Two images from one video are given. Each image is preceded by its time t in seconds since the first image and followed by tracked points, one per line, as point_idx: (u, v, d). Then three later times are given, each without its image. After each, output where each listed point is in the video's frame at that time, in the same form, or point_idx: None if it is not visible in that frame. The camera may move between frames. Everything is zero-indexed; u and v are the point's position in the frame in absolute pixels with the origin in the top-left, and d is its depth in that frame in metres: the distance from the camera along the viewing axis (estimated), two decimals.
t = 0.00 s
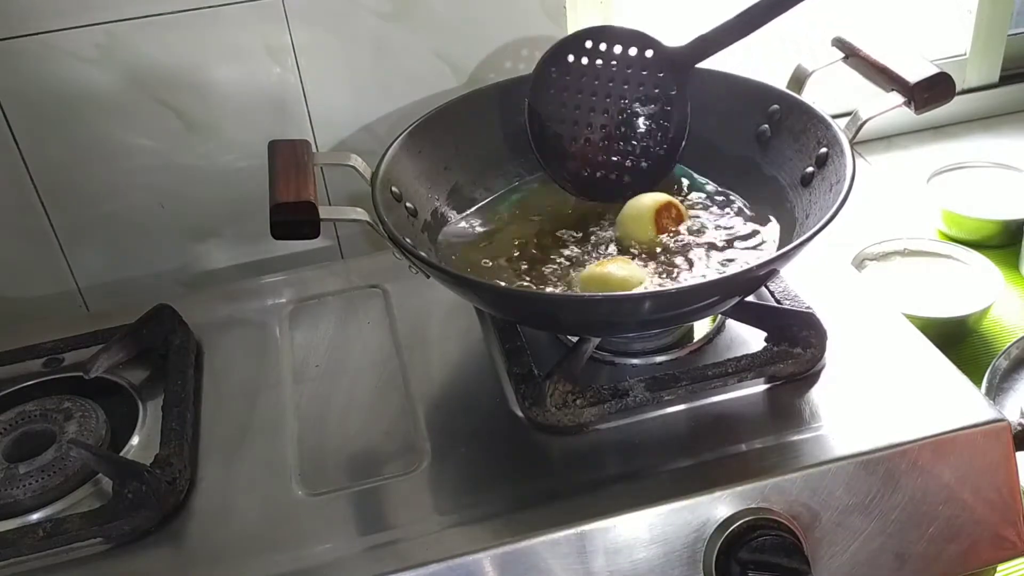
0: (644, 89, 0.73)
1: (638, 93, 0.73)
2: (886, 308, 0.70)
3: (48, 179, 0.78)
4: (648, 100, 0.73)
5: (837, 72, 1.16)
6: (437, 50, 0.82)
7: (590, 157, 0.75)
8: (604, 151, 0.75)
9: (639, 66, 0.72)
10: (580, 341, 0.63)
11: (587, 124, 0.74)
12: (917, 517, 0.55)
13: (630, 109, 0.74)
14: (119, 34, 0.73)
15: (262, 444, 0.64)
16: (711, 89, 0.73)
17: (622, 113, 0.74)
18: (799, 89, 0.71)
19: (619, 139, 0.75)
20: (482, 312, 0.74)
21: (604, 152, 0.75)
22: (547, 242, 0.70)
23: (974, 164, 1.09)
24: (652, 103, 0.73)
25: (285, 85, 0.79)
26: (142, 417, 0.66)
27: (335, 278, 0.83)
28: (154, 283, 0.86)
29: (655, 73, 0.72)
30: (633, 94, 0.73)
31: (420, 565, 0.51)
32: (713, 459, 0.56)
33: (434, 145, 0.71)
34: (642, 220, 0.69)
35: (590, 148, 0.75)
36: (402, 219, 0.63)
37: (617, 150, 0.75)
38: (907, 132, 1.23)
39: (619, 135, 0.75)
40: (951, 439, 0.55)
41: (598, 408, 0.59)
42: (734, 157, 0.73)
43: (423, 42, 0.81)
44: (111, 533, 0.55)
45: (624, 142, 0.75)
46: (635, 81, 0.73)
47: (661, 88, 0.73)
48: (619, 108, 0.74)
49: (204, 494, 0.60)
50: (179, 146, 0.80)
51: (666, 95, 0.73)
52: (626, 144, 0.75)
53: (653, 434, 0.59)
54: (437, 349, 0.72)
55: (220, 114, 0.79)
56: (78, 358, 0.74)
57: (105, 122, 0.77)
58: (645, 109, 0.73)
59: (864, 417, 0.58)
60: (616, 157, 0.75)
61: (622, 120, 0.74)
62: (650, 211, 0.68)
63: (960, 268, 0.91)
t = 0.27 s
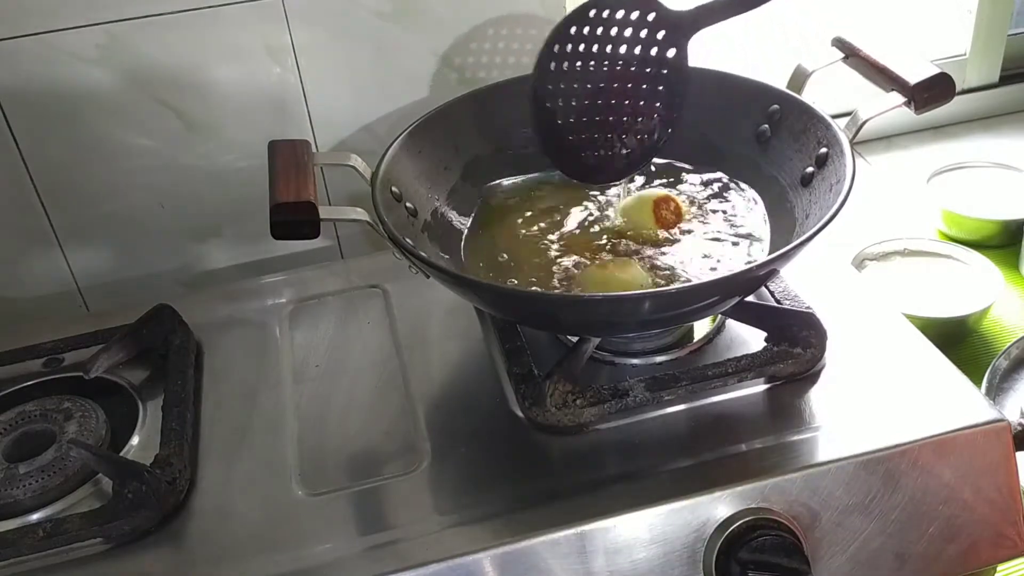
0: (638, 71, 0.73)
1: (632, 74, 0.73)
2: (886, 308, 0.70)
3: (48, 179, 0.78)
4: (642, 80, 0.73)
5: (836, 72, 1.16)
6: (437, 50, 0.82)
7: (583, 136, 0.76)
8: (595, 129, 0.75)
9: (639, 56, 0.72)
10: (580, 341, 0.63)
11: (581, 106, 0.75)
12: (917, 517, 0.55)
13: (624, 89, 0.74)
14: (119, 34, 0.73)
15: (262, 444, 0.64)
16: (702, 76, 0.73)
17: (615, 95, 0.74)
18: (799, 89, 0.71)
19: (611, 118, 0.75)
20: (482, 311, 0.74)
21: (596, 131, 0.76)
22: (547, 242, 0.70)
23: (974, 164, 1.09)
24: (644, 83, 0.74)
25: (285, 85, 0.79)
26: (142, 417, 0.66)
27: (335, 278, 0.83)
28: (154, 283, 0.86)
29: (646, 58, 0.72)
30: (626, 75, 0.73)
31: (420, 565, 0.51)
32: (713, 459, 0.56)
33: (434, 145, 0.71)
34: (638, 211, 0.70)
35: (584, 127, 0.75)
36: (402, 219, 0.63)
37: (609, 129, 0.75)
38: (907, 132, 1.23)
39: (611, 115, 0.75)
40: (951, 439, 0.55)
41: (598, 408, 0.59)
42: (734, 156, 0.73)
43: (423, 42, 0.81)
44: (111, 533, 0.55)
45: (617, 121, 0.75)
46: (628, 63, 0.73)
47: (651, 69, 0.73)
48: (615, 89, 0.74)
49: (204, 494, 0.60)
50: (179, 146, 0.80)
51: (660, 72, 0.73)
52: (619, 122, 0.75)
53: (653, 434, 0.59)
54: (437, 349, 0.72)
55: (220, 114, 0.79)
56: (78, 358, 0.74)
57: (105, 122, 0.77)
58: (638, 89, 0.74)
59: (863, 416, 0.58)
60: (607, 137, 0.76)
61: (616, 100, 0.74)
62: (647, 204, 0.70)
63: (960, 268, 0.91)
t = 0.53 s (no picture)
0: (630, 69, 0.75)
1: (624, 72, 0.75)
2: (886, 308, 0.70)
3: (48, 179, 0.78)
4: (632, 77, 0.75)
5: (836, 72, 1.16)
6: (437, 50, 0.82)
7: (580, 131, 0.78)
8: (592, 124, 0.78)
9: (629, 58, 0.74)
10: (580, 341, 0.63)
11: (574, 103, 0.77)
12: (917, 517, 0.55)
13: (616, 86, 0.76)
14: (119, 35, 0.73)
15: (262, 445, 0.64)
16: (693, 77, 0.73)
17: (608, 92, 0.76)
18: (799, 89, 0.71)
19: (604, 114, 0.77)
20: (482, 311, 0.74)
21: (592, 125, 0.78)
22: (546, 241, 0.70)
23: (974, 164, 1.09)
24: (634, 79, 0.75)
25: (285, 85, 0.79)
26: (142, 417, 0.66)
27: (335, 278, 0.83)
28: (154, 284, 0.86)
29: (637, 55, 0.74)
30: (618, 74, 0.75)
31: (420, 565, 0.51)
32: (713, 459, 0.56)
33: (434, 145, 0.71)
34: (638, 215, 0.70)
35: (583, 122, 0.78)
36: (402, 219, 0.63)
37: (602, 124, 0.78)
38: (907, 133, 1.23)
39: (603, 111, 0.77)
40: (951, 439, 0.55)
41: (598, 408, 0.59)
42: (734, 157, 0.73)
43: (423, 42, 0.81)
44: (111, 533, 0.55)
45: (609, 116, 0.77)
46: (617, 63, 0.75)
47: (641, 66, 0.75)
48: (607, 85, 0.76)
49: (204, 494, 0.60)
50: (179, 146, 0.80)
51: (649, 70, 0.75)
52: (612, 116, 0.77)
53: (653, 434, 0.59)
54: (437, 349, 0.72)
55: (220, 113, 0.79)
56: (78, 358, 0.74)
57: (105, 122, 0.77)
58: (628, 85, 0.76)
59: (863, 416, 0.58)
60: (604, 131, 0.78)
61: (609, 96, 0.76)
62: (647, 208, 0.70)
63: (960, 268, 0.91)
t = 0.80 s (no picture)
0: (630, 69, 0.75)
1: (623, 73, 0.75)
2: (886, 308, 0.70)
3: (48, 179, 0.78)
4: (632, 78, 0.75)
5: (836, 72, 1.16)
6: (437, 50, 0.82)
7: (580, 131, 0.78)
8: (592, 124, 0.78)
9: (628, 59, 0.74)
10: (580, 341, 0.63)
11: (575, 104, 0.77)
12: (917, 517, 0.55)
13: (615, 87, 0.76)
14: (119, 35, 0.73)
15: (261, 445, 0.64)
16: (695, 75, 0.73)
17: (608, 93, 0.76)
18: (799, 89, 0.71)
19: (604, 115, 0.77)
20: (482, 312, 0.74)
21: (592, 125, 0.78)
22: (546, 239, 0.70)
23: (974, 164, 1.09)
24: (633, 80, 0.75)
25: (285, 85, 0.79)
26: (142, 417, 0.66)
27: (335, 278, 0.83)
28: (154, 284, 0.86)
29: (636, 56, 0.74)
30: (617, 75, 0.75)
31: (420, 565, 0.51)
32: (713, 459, 0.56)
33: (434, 146, 0.71)
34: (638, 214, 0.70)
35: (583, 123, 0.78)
36: (402, 219, 0.63)
37: (602, 125, 0.78)
38: (907, 133, 1.23)
39: (603, 111, 0.77)
40: (951, 439, 0.55)
41: (598, 408, 0.59)
42: (734, 157, 0.73)
43: (423, 42, 0.81)
44: (110, 533, 0.55)
45: (609, 116, 0.77)
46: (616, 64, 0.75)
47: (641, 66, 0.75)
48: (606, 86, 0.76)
49: (204, 494, 0.60)
50: (179, 146, 0.80)
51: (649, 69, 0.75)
52: (612, 117, 0.77)
53: (653, 434, 0.59)
54: (437, 349, 0.72)
55: (220, 113, 0.79)
56: (77, 358, 0.74)
57: (105, 122, 0.77)
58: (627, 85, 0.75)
59: (863, 416, 0.58)
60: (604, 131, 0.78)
61: (609, 97, 0.76)
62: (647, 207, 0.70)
63: (960, 268, 0.91)
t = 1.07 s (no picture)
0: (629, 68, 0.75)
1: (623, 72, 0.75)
2: (886, 308, 0.70)
3: (48, 179, 0.78)
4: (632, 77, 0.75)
5: (835, 72, 1.16)
6: (437, 50, 0.82)
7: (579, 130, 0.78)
8: (592, 123, 0.78)
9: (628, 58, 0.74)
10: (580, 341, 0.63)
11: (575, 103, 0.77)
12: (917, 517, 0.55)
13: (614, 87, 0.76)
14: (119, 34, 0.73)
15: (261, 445, 0.64)
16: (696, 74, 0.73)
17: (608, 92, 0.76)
18: (799, 90, 0.71)
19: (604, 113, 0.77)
20: (482, 312, 0.74)
21: (593, 124, 0.78)
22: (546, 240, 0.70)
23: (974, 163, 1.09)
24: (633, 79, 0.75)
25: (285, 85, 0.79)
26: (142, 417, 0.66)
27: (335, 278, 0.83)
28: (154, 284, 0.86)
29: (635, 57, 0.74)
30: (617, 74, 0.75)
31: (420, 565, 0.51)
32: (713, 459, 0.56)
33: (434, 146, 0.71)
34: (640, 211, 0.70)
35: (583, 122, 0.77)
36: (402, 219, 0.63)
37: (603, 124, 0.78)
38: (907, 133, 1.23)
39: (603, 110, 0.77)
40: (951, 439, 0.55)
41: (598, 408, 0.59)
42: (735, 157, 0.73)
43: (423, 42, 0.81)
44: (110, 533, 0.55)
45: (609, 115, 0.77)
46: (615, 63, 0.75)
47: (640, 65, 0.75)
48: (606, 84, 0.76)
49: (204, 494, 0.60)
50: (178, 146, 0.80)
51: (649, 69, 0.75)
52: (611, 116, 0.77)
53: (653, 434, 0.59)
54: (437, 349, 0.72)
55: (219, 113, 0.79)
56: (77, 358, 0.74)
57: (105, 122, 0.77)
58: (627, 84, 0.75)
59: (863, 416, 0.58)
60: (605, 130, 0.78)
61: (609, 96, 0.76)
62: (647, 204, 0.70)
63: (960, 268, 0.91)
